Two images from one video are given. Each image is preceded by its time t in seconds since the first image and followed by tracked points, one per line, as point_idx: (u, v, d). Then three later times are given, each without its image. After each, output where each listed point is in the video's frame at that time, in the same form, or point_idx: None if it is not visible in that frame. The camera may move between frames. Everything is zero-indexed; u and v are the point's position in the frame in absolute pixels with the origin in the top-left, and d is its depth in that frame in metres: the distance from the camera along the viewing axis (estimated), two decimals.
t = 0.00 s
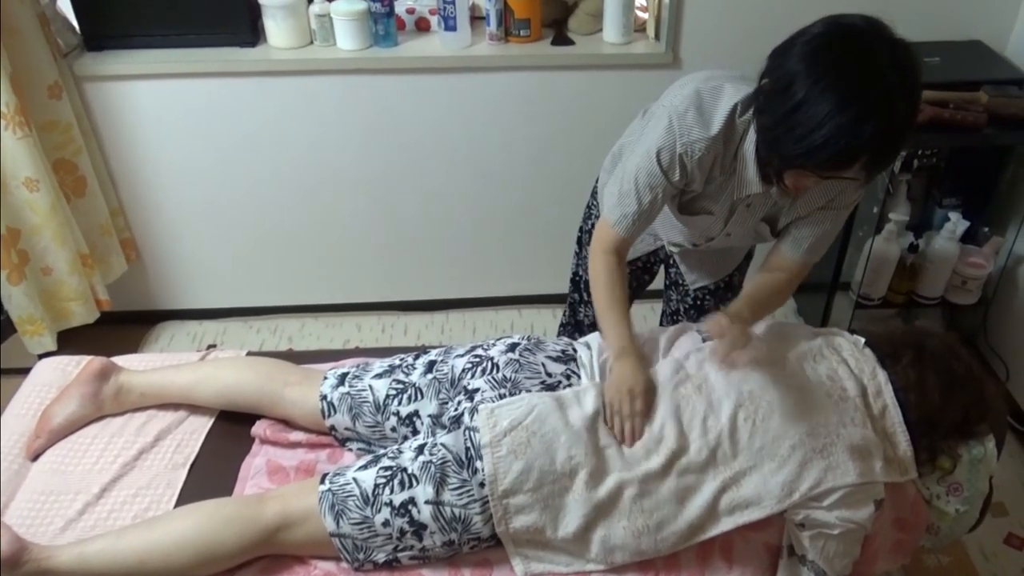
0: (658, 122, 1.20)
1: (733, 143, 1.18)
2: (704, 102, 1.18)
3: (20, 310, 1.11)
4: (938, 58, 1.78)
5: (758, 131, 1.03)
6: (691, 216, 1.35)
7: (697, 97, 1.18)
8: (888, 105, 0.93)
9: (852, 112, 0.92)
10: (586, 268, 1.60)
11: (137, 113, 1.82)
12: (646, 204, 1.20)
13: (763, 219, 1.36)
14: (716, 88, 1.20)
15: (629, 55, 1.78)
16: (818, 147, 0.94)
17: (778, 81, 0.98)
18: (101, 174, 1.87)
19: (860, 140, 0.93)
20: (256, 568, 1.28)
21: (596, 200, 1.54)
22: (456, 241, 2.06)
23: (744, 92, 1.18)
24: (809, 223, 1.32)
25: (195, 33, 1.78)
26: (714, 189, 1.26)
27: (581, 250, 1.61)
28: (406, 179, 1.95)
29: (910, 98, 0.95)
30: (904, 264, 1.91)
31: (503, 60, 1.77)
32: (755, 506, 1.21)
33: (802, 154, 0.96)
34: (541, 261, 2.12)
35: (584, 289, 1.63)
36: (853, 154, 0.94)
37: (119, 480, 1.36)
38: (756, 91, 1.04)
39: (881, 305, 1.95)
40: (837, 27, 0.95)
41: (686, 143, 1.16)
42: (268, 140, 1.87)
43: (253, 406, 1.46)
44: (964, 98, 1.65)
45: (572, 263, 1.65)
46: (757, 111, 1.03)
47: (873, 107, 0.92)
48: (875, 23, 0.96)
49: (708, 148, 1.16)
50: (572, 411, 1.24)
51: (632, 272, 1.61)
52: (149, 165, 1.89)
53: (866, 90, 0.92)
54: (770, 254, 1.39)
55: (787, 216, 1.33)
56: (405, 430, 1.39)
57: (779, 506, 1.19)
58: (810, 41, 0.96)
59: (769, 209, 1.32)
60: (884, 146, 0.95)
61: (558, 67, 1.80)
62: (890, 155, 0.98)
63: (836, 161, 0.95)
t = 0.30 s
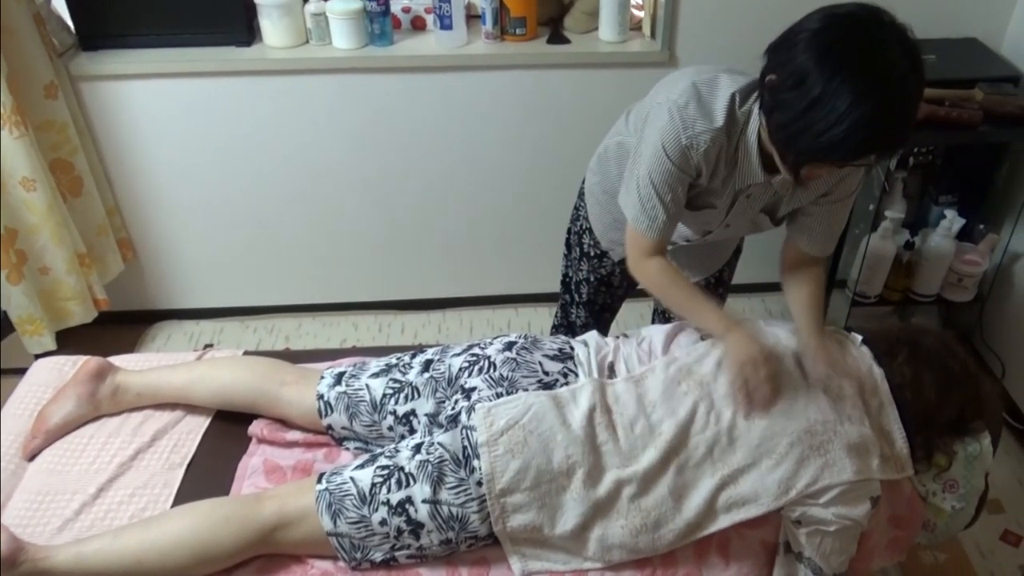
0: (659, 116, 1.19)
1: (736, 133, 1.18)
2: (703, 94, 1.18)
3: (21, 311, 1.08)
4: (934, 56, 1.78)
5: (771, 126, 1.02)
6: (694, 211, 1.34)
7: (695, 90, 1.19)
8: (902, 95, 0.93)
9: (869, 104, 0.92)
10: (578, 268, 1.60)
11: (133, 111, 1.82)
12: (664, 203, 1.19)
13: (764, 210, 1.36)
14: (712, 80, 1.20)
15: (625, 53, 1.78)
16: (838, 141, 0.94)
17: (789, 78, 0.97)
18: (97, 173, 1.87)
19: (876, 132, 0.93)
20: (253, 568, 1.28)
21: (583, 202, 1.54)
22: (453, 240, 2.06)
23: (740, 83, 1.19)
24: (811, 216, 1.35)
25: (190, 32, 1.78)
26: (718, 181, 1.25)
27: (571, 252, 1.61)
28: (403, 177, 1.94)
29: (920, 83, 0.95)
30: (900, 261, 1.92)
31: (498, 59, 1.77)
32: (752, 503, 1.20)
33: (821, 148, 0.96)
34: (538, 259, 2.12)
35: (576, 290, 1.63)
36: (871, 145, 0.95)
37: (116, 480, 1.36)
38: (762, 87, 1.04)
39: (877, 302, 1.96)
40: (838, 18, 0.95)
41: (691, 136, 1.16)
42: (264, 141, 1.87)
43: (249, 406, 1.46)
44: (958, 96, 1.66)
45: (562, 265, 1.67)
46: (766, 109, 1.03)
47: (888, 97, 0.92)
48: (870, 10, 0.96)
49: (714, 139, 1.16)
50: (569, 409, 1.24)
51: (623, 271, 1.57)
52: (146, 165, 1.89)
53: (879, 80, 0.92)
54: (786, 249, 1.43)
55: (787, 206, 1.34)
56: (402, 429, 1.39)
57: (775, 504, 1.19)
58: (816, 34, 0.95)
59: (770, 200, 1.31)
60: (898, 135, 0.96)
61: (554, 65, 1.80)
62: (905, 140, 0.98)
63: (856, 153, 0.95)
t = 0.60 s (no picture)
0: (664, 124, 1.18)
1: (744, 137, 1.18)
2: (706, 99, 1.17)
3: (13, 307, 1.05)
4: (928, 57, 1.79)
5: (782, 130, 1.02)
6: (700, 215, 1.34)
7: (698, 96, 1.18)
8: (914, 92, 0.94)
9: (884, 104, 0.93)
10: (568, 272, 1.60)
11: (128, 110, 1.81)
12: (679, 211, 1.19)
13: (766, 209, 1.36)
14: (712, 85, 1.20)
15: (620, 54, 1.78)
16: (858, 142, 0.95)
17: (802, 82, 0.97)
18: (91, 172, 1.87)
19: (892, 131, 0.94)
20: (248, 567, 1.28)
21: (569, 206, 1.55)
22: (448, 239, 2.06)
23: (741, 86, 1.19)
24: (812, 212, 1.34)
25: (184, 32, 1.78)
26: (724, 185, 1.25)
27: (559, 258, 1.62)
28: (400, 176, 1.94)
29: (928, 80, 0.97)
30: (894, 262, 1.93)
31: (494, 59, 1.77)
32: (747, 502, 1.20)
33: (839, 150, 0.96)
34: (533, 260, 2.12)
35: (567, 293, 1.63)
36: (887, 143, 0.95)
37: (109, 480, 1.35)
38: (770, 92, 1.04)
39: (871, 303, 1.97)
40: (844, 19, 0.96)
41: (702, 143, 1.15)
42: (259, 140, 1.87)
43: (244, 406, 1.46)
44: (951, 97, 1.67)
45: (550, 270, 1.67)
46: (777, 113, 1.03)
47: (901, 97, 0.93)
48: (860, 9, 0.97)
49: (725, 145, 1.15)
50: (564, 409, 1.25)
51: (613, 273, 1.58)
52: (141, 163, 1.89)
53: (893, 80, 0.93)
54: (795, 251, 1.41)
55: (789, 202, 1.32)
56: (397, 429, 1.39)
57: (771, 503, 1.19)
58: (824, 37, 0.95)
59: (771, 200, 1.32)
60: (912, 132, 0.97)
61: (549, 66, 1.80)
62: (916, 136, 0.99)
63: (873, 152, 0.96)
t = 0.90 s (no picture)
0: (666, 129, 1.18)
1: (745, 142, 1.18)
2: (707, 105, 1.17)
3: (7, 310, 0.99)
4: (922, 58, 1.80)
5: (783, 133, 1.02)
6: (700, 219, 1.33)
7: (699, 101, 1.18)
8: (915, 98, 0.94)
9: (886, 108, 0.93)
10: (559, 275, 1.60)
11: (120, 108, 1.81)
12: (677, 215, 1.18)
13: (765, 211, 1.36)
14: (712, 91, 1.20)
15: (614, 53, 1.78)
16: (858, 146, 0.95)
17: (804, 85, 0.97)
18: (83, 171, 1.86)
19: (893, 136, 0.94)
20: (240, 568, 1.28)
21: (559, 209, 1.55)
22: (443, 239, 2.06)
23: (742, 90, 1.19)
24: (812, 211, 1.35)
25: (177, 30, 1.77)
26: (725, 189, 1.25)
27: (550, 262, 1.61)
28: (394, 175, 1.94)
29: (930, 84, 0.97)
30: (887, 262, 1.94)
31: (488, 58, 1.77)
32: (741, 502, 1.20)
33: (839, 154, 0.96)
34: (527, 259, 2.12)
35: (559, 296, 1.63)
36: (887, 148, 0.95)
37: (101, 480, 1.35)
38: (772, 95, 1.04)
39: (864, 303, 1.97)
40: (846, 23, 0.96)
41: (705, 149, 1.15)
42: (253, 138, 1.87)
43: (236, 406, 1.46)
44: (946, 98, 1.68)
45: (541, 273, 1.67)
46: (778, 116, 1.03)
47: (901, 101, 0.93)
48: (860, 13, 0.98)
49: (728, 151, 1.15)
50: (558, 409, 1.24)
51: (606, 274, 1.58)
52: (133, 162, 1.88)
53: (895, 84, 0.93)
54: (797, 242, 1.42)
55: (788, 203, 1.33)
56: (390, 429, 1.38)
57: (764, 502, 1.19)
58: (827, 41, 0.95)
59: (770, 201, 1.32)
60: (912, 138, 0.97)
61: (543, 65, 1.80)
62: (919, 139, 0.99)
63: (874, 156, 0.96)
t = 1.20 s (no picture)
0: (659, 129, 1.17)
1: (737, 145, 1.17)
2: (702, 107, 1.16)
3: None
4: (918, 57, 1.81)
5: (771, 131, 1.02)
6: (692, 217, 1.33)
7: (695, 102, 1.16)
8: (904, 106, 0.94)
9: (874, 113, 0.93)
10: (557, 273, 1.60)
11: (113, 107, 1.80)
12: (658, 215, 1.18)
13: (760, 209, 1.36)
14: (710, 92, 1.18)
15: (610, 53, 1.78)
16: (842, 149, 0.95)
17: (795, 84, 0.97)
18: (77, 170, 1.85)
19: (878, 142, 0.94)
20: (236, 567, 1.28)
21: (558, 206, 1.55)
22: (438, 238, 2.06)
23: (741, 91, 1.17)
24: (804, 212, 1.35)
25: (171, 29, 1.77)
26: (717, 190, 1.24)
27: (549, 259, 1.61)
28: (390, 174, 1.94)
29: (922, 93, 0.97)
30: (882, 261, 1.95)
31: (484, 57, 1.77)
32: (736, 501, 1.21)
33: (823, 156, 0.97)
34: (523, 258, 2.12)
35: (557, 294, 1.63)
36: (872, 154, 0.95)
37: (95, 480, 1.34)
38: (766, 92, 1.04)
39: (860, 302, 1.98)
40: (845, 25, 0.96)
41: (695, 152, 1.14)
42: (249, 138, 1.86)
43: (232, 405, 1.46)
44: (940, 98, 1.68)
45: (539, 271, 1.67)
46: (770, 114, 1.03)
47: (890, 108, 0.93)
48: (860, 17, 0.97)
49: (718, 155, 1.15)
50: (554, 408, 1.24)
51: (603, 272, 1.58)
52: (127, 160, 1.87)
53: (883, 90, 0.93)
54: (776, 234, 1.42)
55: (782, 203, 1.33)
56: (386, 428, 1.38)
57: (760, 502, 1.19)
58: (823, 41, 0.95)
59: (764, 201, 1.32)
60: (899, 146, 0.97)
61: (539, 65, 1.80)
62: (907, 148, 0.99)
63: (858, 162, 0.96)
